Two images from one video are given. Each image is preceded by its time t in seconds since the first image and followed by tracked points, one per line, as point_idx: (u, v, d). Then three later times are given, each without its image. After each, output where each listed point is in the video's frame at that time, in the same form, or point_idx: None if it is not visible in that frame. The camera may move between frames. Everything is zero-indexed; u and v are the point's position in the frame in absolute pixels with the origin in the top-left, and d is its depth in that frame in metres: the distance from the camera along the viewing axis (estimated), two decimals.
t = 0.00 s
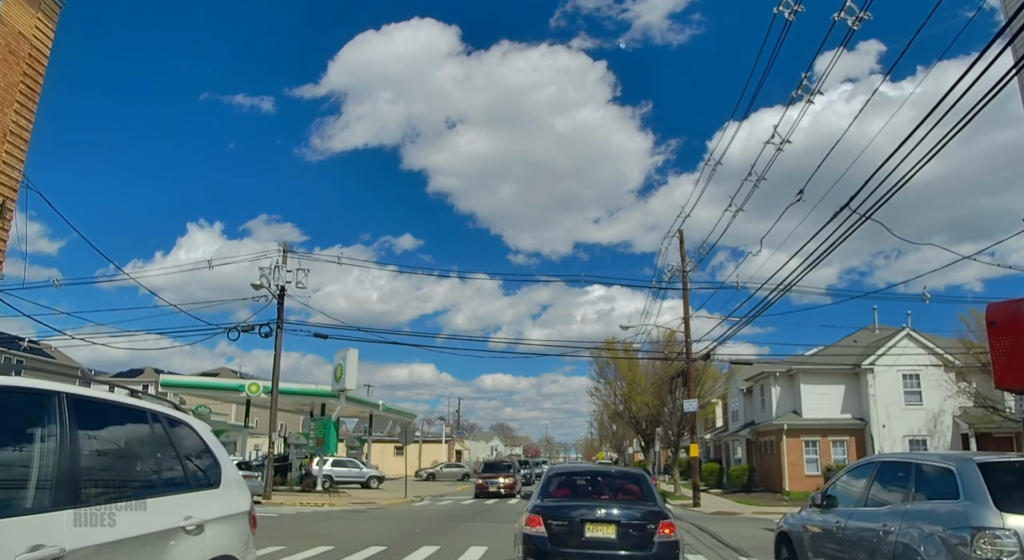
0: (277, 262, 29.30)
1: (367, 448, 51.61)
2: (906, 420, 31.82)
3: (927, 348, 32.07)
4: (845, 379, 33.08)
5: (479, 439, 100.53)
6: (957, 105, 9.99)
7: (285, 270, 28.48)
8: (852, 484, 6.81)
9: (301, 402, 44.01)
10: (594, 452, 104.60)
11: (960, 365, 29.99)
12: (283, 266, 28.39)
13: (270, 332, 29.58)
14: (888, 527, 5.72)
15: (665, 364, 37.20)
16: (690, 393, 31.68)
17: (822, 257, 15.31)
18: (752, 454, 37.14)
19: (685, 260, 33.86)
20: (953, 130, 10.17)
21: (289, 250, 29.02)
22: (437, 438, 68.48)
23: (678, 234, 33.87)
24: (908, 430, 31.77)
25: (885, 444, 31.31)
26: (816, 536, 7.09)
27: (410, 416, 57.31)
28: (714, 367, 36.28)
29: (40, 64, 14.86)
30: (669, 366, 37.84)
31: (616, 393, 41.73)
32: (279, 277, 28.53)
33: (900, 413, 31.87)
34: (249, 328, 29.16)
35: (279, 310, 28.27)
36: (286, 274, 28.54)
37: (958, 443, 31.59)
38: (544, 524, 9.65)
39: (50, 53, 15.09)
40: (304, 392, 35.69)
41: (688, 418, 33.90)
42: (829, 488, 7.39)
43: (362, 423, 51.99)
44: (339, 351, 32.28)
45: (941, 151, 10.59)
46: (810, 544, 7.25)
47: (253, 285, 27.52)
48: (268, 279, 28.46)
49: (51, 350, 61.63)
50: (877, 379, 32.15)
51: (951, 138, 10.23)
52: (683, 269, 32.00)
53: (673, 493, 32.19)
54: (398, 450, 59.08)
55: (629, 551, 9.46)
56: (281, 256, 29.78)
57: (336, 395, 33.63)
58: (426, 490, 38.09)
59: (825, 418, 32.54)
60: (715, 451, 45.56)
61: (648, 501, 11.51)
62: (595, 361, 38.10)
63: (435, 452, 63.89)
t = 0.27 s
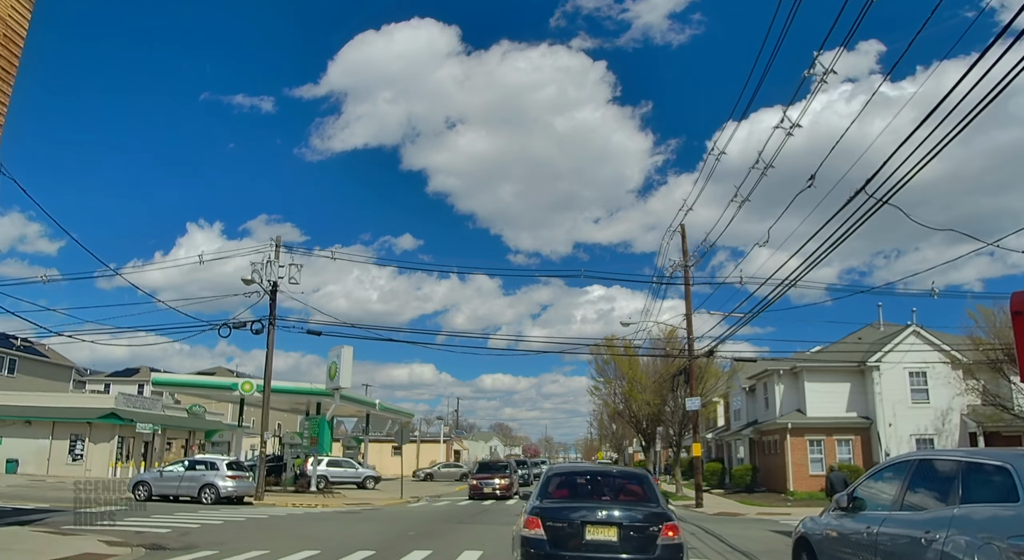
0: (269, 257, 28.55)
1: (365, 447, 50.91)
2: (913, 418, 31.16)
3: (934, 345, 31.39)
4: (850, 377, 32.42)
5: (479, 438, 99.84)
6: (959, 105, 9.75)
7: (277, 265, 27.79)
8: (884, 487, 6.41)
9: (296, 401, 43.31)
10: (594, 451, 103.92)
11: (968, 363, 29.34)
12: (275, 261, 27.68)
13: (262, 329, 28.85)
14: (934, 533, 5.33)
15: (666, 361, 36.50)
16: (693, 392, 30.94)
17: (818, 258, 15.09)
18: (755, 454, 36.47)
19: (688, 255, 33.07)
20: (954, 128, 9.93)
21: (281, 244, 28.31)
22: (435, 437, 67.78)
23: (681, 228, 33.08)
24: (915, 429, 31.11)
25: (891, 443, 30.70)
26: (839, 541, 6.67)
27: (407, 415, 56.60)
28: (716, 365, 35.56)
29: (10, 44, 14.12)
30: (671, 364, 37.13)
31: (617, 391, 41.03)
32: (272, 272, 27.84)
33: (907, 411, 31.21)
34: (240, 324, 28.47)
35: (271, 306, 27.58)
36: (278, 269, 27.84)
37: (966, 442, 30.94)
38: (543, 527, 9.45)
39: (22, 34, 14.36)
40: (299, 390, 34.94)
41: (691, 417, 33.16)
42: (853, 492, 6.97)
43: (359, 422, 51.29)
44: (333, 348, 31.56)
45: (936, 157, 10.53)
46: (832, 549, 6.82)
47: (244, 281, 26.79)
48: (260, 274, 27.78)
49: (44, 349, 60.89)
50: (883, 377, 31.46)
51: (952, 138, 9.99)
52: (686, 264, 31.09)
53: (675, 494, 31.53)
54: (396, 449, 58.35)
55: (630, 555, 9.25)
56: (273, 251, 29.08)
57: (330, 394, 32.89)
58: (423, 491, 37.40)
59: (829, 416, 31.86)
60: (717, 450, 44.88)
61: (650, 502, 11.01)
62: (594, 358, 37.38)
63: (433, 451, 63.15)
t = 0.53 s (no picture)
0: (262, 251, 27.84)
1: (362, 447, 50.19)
2: (920, 418, 30.49)
3: (942, 343, 30.75)
4: (856, 376, 31.75)
5: (478, 438, 99.12)
6: (963, 106, 9.45)
7: (270, 260, 27.08)
8: (925, 490, 5.74)
9: (292, 399, 42.59)
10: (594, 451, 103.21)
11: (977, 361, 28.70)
12: (268, 256, 26.99)
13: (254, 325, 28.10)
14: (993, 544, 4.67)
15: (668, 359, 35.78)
16: (695, 391, 30.22)
17: (817, 263, 14.87)
18: (759, 454, 35.77)
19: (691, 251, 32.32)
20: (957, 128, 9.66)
21: (274, 239, 27.61)
22: (434, 436, 67.07)
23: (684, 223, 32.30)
24: (923, 429, 30.43)
25: (897, 443, 30.01)
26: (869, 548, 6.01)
27: (405, 414, 55.89)
28: (719, 364, 34.83)
29: None
30: (673, 362, 36.42)
31: (617, 390, 40.30)
32: (265, 267, 27.10)
33: (915, 411, 30.53)
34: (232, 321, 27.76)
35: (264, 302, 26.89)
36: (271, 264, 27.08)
37: (975, 442, 30.27)
38: (543, 530, 8.99)
39: None
40: (293, 389, 34.18)
41: (694, 416, 32.43)
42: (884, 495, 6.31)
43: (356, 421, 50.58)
44: (328, 346, 30.85)
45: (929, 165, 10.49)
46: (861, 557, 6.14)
47: (236, 276, 26.10)
48: (252, 269, 27.03)
49: (38, 347, 60.16)
50: (890, 376, 30.77)
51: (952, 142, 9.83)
52: (689, 259, 30.25)
53: (677, 495, 30.86)
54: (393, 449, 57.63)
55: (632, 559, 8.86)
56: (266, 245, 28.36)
57: (325, 392, 32.17)
58: (421, 491, 36.70)
59: (835, 416, 31.18)
60: (720, 450, 44.14)
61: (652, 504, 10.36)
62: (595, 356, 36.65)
63: (431, 451, 62.37)
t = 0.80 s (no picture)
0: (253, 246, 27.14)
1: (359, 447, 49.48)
2: (928, 416, 29.83)
3: (949, 338, 30.14)
4: (862, 373, 31.08)
5: (477, 438, 98.38)
6: (968, 102, 9.62)
7: (262, 255, 26.41)
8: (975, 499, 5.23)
9: (287, 398, 41.88)
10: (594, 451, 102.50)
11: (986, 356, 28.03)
12: (260, 250, 26.32)
13: (246, 322, 27.40)
14: None
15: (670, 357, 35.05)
16: (698, 388, 29.48)
17: (823, 258, 15.07)
18: (762, 453, 35.07)
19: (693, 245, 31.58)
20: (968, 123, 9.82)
21: (266, 233, 26.92)
22: (432, 436, 66.35)
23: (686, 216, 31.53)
24: (930, 427, 29.78)
25: (904, 442, 29.33)
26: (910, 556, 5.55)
27: (403, 414, 55.17)
28: (722, 361, 34.11)
29: None
30: (674, 360, 35.72)
31: (618, 388, 39.58)
32: (257, 262, 26.43)
33: (922, 408, 29.87)
34: (223, 317, 27.06)
35: (256, 298, 26.20)
36: (263, 259, 26.41)
37: (984, 441, 29.61)
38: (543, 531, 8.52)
39: None
40: (287, 388, 33.46)
41: (697, 414, 31.69)
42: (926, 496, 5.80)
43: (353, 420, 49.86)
44: (322, 343, 30.15)
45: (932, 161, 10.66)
46: None
47: (227, 271, 25.40)
48: (243, 264, 26.36)
49: (32, 345, 59.40)
50: (897, 372, 30.09)
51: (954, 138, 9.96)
52: (691, 253, 29.53)
53: (679, 495, 30.15)
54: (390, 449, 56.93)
55: None
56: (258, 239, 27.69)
57: (319, 390, 31.45)
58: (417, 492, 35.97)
59: (841, 414, 30.50)
60: (722, 450, 43.42)
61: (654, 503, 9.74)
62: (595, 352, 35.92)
63: (429, 451, 61.61)
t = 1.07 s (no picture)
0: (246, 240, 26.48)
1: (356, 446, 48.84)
2: (936, 414, 29.19)
3: (957, 335, 29.54)
4: (868, 371, 30.46)
5: (477, 438, 97.76)
6: (965, 104, 9.74)
7: (255, 249, 25.78)
8: None
9: (283, 396, 41.28)
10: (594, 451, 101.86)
11: (995, 354, 27.36)
12: (252, 244, 25.71)
13: (239, 317, 26.75)
14: None
15: (672, 354, 34.41)
16: (702, 385, 28.84)
17: (820, 260, 15.18)
18: (766, 452, 34.40)
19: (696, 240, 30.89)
20: (965, 125, 9.86)
21: (260, 227, 26.28)
22: (431, 435, 65.69)
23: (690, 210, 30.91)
24: (938, 426, 29.14)
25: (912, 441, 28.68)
26: None
27: (401, 413, 54.51)
28: (725, 358, 33.43)
29: None
30: (677, 357, 35.08)
31: (619, 387, 38.95)
32: (250, 255, 25.81)
33: (930, 407, 29.22)
34: (215, 313, 26.41)
35: (249, 293, 25.58)
36: (257, 252, 25.79)
37: (993, 440, 28.99)
38: (543, 530, 8.12)
39: None
40: (282, 385, 32.81)
41: (700, 412, 31.03)
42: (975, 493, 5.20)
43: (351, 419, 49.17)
44: (317, 339, 29.50)
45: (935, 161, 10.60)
46: None
47: (218, 264, 24.77)
48: (236, 257, 25.75)
49: (27, 343, 58.83)
50: (905, 370, 29.47)
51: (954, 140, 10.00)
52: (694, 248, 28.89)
53: (682, 495, 29.51)
54: (388, 448, 56.25)
55: None
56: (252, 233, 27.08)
57: (315, 388, 30.80)
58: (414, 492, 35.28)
59: (847, 412, 29.87)
60: (725, 449, 42.75)
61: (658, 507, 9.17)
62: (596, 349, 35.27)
63: (428, 450, 60.96)
